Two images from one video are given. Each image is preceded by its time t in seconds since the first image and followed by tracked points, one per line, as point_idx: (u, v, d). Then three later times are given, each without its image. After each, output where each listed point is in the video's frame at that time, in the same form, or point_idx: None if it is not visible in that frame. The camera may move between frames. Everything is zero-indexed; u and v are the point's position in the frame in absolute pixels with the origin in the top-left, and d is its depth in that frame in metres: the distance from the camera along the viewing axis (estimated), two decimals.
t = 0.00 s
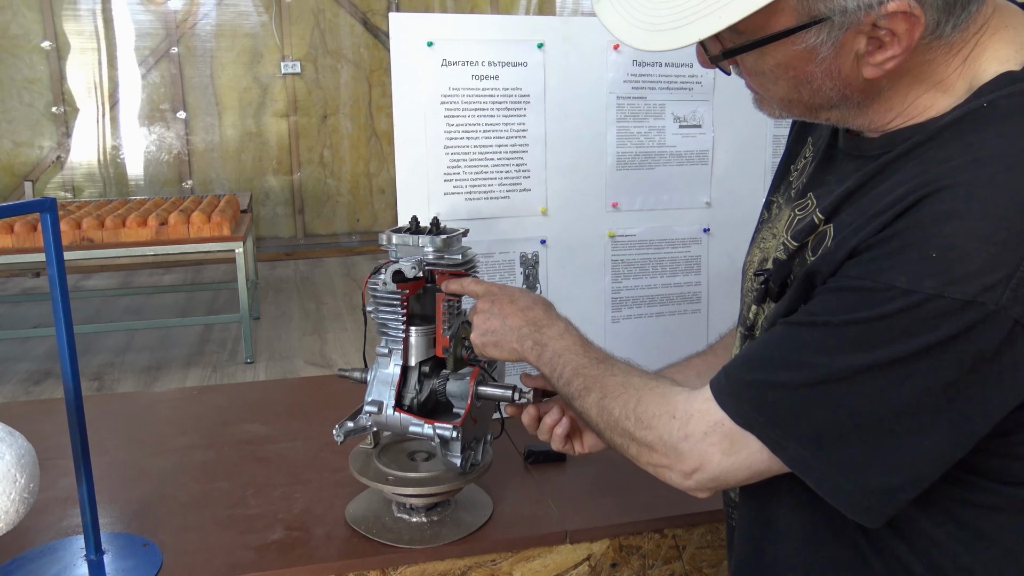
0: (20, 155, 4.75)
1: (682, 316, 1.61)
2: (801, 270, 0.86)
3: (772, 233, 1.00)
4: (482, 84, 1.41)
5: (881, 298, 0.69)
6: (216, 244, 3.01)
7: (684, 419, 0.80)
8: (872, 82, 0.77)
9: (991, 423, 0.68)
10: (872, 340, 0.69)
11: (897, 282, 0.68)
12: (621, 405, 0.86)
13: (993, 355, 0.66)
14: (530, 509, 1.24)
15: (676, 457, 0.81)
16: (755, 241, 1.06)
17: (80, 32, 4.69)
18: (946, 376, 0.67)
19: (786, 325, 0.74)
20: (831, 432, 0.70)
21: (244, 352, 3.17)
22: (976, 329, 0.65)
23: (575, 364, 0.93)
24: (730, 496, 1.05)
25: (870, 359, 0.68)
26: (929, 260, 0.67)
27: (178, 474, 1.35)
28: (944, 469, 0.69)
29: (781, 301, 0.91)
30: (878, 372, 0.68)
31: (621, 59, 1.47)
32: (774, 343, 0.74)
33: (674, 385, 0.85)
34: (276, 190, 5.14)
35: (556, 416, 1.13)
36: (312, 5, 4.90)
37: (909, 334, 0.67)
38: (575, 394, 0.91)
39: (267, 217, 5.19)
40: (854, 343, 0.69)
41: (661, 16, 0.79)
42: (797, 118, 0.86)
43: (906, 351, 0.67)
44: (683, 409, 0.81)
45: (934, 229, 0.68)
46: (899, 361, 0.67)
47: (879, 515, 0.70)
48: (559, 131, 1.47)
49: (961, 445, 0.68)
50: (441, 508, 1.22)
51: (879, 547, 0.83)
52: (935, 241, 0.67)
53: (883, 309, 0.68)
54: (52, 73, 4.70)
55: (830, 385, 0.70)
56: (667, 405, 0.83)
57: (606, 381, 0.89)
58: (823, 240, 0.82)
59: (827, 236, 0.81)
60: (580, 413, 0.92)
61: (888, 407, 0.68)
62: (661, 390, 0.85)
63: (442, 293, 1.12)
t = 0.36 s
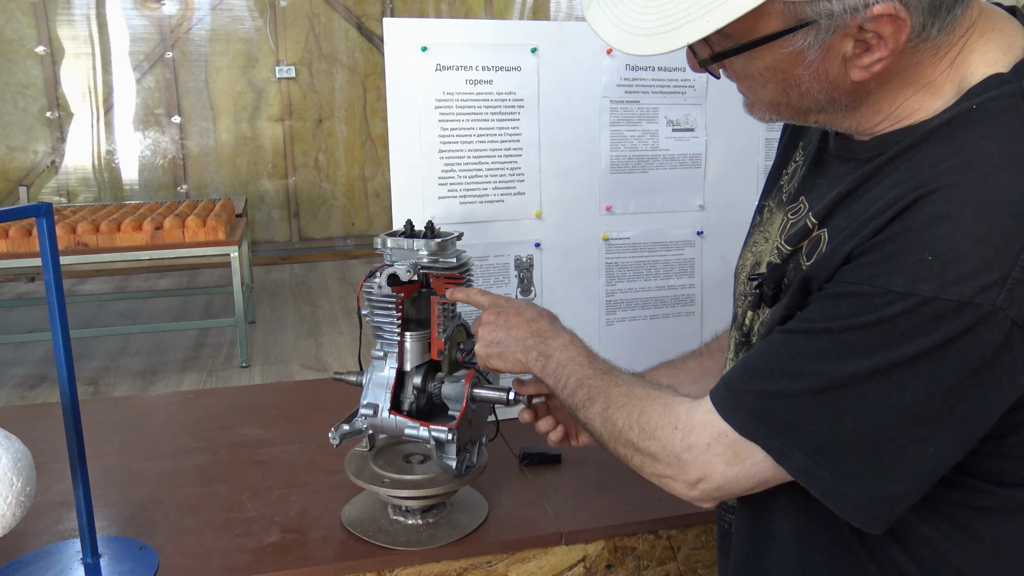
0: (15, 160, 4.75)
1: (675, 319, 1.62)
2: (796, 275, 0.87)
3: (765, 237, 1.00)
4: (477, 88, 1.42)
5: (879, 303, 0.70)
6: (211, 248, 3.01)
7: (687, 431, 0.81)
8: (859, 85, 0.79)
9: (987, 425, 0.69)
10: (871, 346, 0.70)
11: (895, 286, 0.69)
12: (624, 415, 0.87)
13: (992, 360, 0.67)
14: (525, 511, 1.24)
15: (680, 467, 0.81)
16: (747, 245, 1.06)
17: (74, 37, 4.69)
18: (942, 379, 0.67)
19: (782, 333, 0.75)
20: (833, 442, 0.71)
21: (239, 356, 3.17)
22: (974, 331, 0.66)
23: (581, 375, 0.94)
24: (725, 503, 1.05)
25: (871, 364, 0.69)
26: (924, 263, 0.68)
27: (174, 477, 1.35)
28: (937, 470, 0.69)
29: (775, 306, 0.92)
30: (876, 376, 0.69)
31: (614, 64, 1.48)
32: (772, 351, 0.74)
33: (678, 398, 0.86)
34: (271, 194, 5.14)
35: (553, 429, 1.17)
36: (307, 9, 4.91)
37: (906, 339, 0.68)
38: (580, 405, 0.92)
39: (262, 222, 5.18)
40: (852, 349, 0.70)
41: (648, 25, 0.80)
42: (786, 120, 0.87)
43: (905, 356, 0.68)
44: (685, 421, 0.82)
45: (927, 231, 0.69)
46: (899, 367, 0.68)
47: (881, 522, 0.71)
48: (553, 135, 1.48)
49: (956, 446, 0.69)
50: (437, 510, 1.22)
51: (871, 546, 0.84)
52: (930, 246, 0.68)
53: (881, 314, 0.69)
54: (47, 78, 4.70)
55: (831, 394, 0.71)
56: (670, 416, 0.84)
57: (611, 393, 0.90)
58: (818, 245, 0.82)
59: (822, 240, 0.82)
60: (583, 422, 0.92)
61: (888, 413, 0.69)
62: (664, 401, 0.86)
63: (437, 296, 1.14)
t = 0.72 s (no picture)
0: (13, 153, 4.74)
1: (674, 312, 1.62)
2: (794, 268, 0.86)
3: (765, 230, 1.00)
4: (476, 81, 1.41)
5: (879, 296, 0.69)
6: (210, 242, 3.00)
7: (686, 423, 0.81)
8: (857, 76, 0.78)
9: (986, 417, 0.69)
10: (871, 338, 0.69)
11: (896, 279, 0.69)
12: (623, 408, 0.87)
13: (993, 352, 0.67)
14: (525, 503, 1.24)
15: (680, 460, 0.81)
16: (747, 238, 1.06)
17: (72, 30, 4.67)
18: (942, 371, 0.67)
19: (781, 325, 0.75)
20: (833, 435, 0.71)
21: (238, 350, 3.17)
22: (974, 324, 0.66)
23: (579, 368, 0.94)
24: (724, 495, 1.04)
25: (871, 357, 0.69)
26: (925, 256, 0.68)
27: (173, 469, 1.35)
28: (937, 462, 0.70)
29: (773, 298, 0.91)
30: (876, 369, 0.69)
31: (613, 56, 1.47)
32: (771, 344, 0.74)
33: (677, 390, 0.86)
34: (270, 187, 5.13)
35: (554, 423, 1.17)
36: (305, 2, 4.89)
37: (905, 331, 0.68)
38: (578, 397, 0.92)
39: (261, 216, 5.17)
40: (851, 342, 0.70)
41: (646, 16, 0.80)
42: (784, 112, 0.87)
43: (905, 348, 0.68)
44: (684, 413, 0.82)
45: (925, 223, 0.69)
46: (898, 359, 0.68)
47: (879, 513, 0.71)
48: (552, 128, 1.47)
49: (955, 439, 0.69)
50: (436, 502, 1.23)
51: (868, 536, 0.85)
52: (929, 238, 0.68)
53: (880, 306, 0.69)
54: (45, 71, 4.68)
55: (830, 386, 0.71)
56: (669, 409, 0.84)
57: (611, 387, 0.90)
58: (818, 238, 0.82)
59: (821, 234, 0.81)
60: (581, 415, 0.92)
61: (887, 405, 0.69)
62: (664, 393, 0.86)
63: (435, 289, 1.13)
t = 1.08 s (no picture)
0: (13, 145, 4.73)
1: (676, 300, 1.61)
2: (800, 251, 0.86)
3: (767, 215, 0.99)
4: (475, 68, 1.40)
5: (890, 278, 0.68)
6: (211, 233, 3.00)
7: (691, 413, 0.80)
8: (862, 55, 0.77)
9: (997, 398, 0.68)
10: (882, 320, 0.68)
11: (906, 260, 0.68)
12: (627, 400, 0.86)
13: (1005, 332, 0.66)
14: (526, 492, 1.24)
15: (686, 450, 0.81)
16: (748, 226, 1.05)
17: (72, 22, 4.65)
18: (953, 353, 0.67)
19: (787, 310, 0.74)
20: (844, 421, 0.70)
21: (240, 341, 3.17)
22: (985, 305, 0.66)
23: (582, 361, 0.93)
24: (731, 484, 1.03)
25: (882, 341, 0.68)
26: (936, 236, 0.67)
27: (173, 460, 1.35)
28: (949, 446, 0.69)
29: (778, 283, 0.90)
30: (888, 353, 0.68)
31: (614, 43, 1.46)
32: (778, 331, 0.73)
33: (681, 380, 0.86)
34: (271, 179, 5.12)
35: (554, 413, 1.16)
36: None
37: (915, 314, 0.67)
38: (581, 390, 0.91)
39: (262, 207, 5.16)
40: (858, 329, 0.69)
41: None
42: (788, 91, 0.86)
43: (914, 330, 0.67)
44: (689, 403, 0.81)
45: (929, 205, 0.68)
46: (909, 342, 0.67)
47: (888, 499, 0.70)
48: (552, 116, 1.46)
49: (964, 423, 0.68)
50: (436, 492, 1.22)
51: (870, 524, 0.84)
52: (940, 217, 0.67)
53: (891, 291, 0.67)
54: (45, 63, 4.67)
55: (840, 371, 0.70)
56: (674, 399, 0.83)
57: (614, 377, 0.89)
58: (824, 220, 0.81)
59: (828, 217, 0.81)
60: (585, 408, 0.91)
61: (901, 389, 0.68)
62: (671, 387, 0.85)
63: (434, 278, 1.12)
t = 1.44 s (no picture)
0: (13, 144, 4.72)
1: (677, 293, 1.59)
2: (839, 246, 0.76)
3: (788, 209, 0.91)
4: (472, 58, 1.38)
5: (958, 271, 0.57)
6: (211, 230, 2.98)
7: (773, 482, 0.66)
8: (878, 20, 0.70)
9: None
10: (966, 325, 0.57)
11: (969, 247, 0.57)
12: (698, 481, 0.72)
13: None
14: (525, 487, 1.22)
15: (779, 524, 0.67)
16: (762, 220, 0.97)
17: (71, 19, 4.63)
18: None
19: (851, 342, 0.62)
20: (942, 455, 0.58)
21: (240, 338, 3.16)
22: None
23: (631, 443, 0.77)
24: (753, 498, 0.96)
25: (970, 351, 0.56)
26: (998, 214, 0.57)
27: (169, 458, 1.34)
28: None
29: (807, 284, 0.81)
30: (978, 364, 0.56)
31: (612, 31, 1.43)
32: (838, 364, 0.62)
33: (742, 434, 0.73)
34: (271, 175, 5.11)
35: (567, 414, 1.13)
36: None
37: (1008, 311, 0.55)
38: (641, 479, 0.76)
39: (263, 204, 5.15)
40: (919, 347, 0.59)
41: None
42: (800, 59, 0.79)
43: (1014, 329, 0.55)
44: (767, 470, 0.67)
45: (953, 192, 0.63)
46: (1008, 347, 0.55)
47: (988, 542, 0.62)
48: (550, 106, 1.44)
49: None
50: (435, 488, 1.20)
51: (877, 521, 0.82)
52: (1002, 191, 0.57)
53: (956, 289, 0.57)
54: (43, 60, 4.65)
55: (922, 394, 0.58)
56: (745, 465, 0.69)
57: (673, 459, 0.74)
58: (870, 211, 0.72)
59: (873, 209, 0.72)
60: (650, 497, 0.76)
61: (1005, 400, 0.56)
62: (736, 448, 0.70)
63: (431, 270, 1.11)
